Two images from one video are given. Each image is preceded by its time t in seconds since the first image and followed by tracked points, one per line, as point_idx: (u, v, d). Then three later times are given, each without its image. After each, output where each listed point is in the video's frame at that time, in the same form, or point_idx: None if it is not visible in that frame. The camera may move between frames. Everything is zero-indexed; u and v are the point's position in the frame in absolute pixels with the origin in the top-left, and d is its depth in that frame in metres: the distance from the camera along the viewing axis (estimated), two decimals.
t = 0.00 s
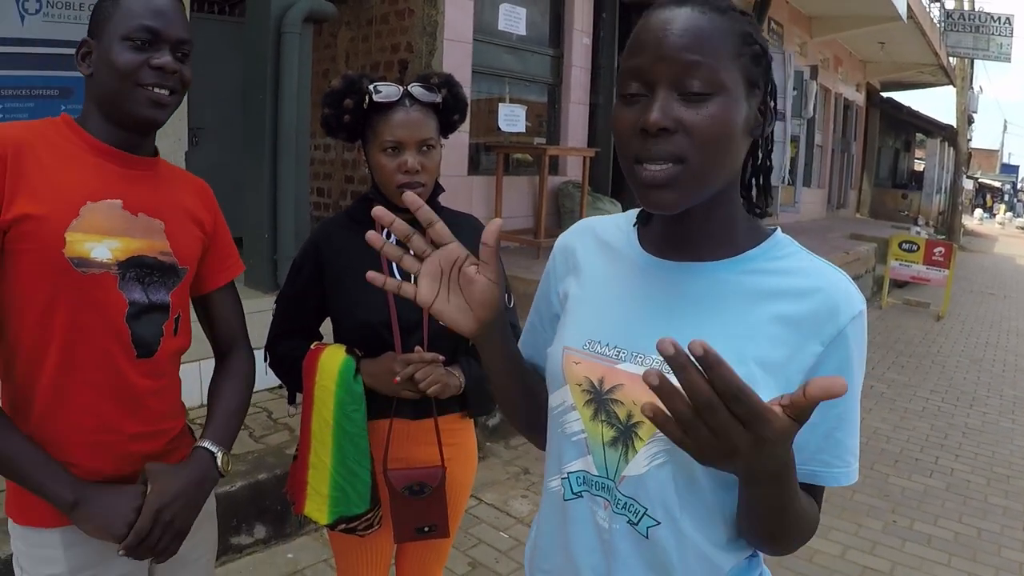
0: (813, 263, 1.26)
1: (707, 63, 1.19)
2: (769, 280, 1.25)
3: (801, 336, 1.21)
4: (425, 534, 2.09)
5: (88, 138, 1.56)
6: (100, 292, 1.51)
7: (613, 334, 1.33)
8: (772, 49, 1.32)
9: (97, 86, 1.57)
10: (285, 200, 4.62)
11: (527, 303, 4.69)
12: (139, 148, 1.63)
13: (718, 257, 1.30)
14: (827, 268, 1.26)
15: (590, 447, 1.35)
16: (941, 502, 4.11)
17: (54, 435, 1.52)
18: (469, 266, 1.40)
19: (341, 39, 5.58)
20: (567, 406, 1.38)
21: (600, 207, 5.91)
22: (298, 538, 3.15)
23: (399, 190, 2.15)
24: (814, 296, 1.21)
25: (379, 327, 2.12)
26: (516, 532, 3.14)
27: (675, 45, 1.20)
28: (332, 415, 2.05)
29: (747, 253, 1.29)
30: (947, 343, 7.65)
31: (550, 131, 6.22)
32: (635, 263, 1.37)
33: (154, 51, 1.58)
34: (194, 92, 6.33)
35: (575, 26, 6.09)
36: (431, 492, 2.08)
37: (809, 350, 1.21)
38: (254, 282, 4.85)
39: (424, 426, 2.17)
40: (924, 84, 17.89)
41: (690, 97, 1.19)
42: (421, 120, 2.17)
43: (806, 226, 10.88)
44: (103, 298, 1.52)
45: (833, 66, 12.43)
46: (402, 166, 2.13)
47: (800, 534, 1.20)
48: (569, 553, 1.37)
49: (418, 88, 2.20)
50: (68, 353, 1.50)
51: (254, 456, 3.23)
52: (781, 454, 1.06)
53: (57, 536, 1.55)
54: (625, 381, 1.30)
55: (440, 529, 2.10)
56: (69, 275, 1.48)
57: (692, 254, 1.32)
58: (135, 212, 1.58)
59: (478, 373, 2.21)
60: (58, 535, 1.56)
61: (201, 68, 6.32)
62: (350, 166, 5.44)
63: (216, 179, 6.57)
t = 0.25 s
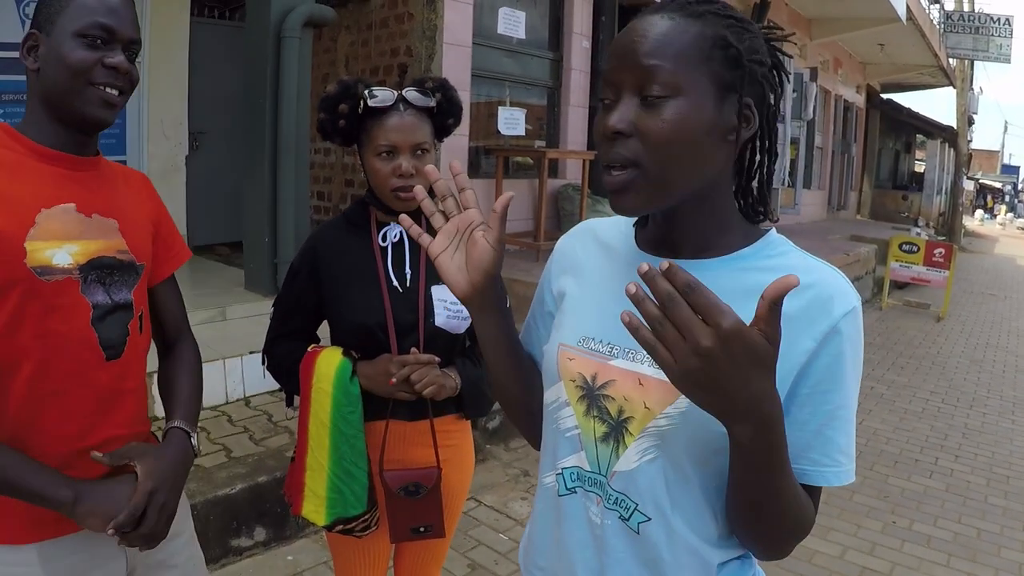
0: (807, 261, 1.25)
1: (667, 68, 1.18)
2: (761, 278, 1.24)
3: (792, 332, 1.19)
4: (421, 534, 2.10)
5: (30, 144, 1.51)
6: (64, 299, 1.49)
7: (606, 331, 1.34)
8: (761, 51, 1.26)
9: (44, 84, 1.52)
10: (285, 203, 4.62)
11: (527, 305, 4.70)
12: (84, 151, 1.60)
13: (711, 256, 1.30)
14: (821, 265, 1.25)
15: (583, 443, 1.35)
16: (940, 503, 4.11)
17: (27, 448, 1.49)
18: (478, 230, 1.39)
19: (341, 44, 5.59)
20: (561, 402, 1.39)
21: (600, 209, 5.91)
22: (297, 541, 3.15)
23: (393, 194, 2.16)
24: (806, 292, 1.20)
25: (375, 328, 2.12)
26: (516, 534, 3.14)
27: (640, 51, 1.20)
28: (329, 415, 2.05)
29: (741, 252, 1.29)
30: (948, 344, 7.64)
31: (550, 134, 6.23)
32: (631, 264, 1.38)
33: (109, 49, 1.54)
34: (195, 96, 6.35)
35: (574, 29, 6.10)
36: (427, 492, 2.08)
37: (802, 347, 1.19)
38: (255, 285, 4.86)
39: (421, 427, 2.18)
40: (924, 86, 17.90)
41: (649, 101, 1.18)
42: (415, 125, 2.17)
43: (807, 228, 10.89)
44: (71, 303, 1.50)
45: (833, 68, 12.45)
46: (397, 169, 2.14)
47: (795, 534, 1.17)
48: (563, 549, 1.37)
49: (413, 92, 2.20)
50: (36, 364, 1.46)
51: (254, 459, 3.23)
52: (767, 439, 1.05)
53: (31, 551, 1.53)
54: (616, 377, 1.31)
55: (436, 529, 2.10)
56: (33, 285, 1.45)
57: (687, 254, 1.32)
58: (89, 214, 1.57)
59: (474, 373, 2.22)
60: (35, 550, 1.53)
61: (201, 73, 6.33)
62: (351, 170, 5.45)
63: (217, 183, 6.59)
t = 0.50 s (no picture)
0: (825, 265, 1.24)
1: (659, 71, 1.16)
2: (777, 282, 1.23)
3: (808, 338, 1.18)
4: (431, 536, 2.10)
5: None
6: (38, 312, 1.46)
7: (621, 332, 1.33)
8: (764, 50, 1.22)
9: None
10: (298, 204, 4.64)
11: (539, 308, 4.70)
12: (50, 156, 1.54)
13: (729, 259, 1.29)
14: (838, 270, 1.23)
15: (595, 444, 1.35)
16: (953, 510, 4.07)
17: (9, 467, 1.46)
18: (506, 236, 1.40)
19: (356, 46, 5.61)
20: (575, 403, 1.38)
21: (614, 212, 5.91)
22: (309, 541, 3.15)
23: (406, 196, 2.16)
24: (822, 297, 1.19)
25: (387, 330, 2.12)
26: (527, 536, 3.14)
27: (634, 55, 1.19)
28: (340, 415, 2.06)
29: (757, 255, 1.27)
30: (962, 350, 7.58)
31: (564, 137, 6.23)
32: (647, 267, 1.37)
33: (59, 56, 1.49)
34: (211, 97, 6.39)
35: (589, 32, 6.10)
36: (437, 494, 2.08)
37: (817, 352, 1.18)
38: (269, 285, 4.88)
39: (432, 429, 2.18)
40: (940, 90, 17.80)
41: (643, 105, 1.17)
42: (427, 126, 2.17)
43: (822, 233, 10.85)
44: (45, 317, 1.47)
45: (848, 72, 12.40)
46: (410, 171, 2.14)
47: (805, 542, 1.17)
48: (575, 550, 1.37)
49: (426, 94, 2.21)
50: (11, 380, 1.42)
51: (266, 458, 3.24)
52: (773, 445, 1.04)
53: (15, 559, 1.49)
54: (629, 379, 1.30)
55: (446, 531, 2.10)
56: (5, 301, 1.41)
57: (702, 257, 1.31)
58: (56, 224, 1.53)
59: (485, 374, 2.21)
60: (18, 559, 1.50)
61: (217, 74, 6.38)
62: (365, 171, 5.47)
63: (231, 184, 6.63)
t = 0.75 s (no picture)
0: (839, 269, 1.21)
1: (711, 70, 1.16)
2: (789, 287, 1.21)
3: (820, 344, 1.16)
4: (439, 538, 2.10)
5: None
6: (28, 303, 1.46)
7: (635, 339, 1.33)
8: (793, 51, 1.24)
9: None
10: (311, 203, 4.64)
11: (550, 309, 4.69)
12: (47, 149, 1.54)
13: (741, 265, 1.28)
14: (853, 274, 1.20)
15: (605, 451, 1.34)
16: (963, 517, 4.04)
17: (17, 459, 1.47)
18: (442, 290, 1.39)
19: (369, 46, 5.62)
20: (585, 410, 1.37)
21: (626, 215, 5.89)
22: (317, 540, 3.15)
23: (419, 196, 2.15)
24: (835, 302, 1.17)
25: (398, 330, 2.12)
26: (536, 539, 3.13)
27: (682, 54, 1.17)
28: (349, 416, 2.05)
29: (772, 259, 1.26)
30: (975, 356, 7.53)
31: (577, 138, 6.22)
32: (663, 272, 1.36)
33: (60, 54, 1.49)
34: (225, 96, 6.41)
35: (603, 34, 6.09)
36: (445, 496, 2.08)
37: (830, 358, 1.16)
38: (281, 284, 4.89)
39: (440, 431, 2.17)
40: (954, 95, 17.70)
41: (696, 106, 1.16)
42: (442, 126, 2.17)
43: (834, 237, 10.79)
44: (37, 307, 1.47)
45: (862, 76, 12.35)
46: (422, 171, 2.13)
47: (813, 550, 1.14)
48: (586, 556, 1.37)
49: (440, 94, 2.20)
50: (8, 374, 1.43)
51: (275, 457, 3.24)
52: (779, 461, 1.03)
53: (32, 556, 1.50)
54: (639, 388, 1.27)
55: (455, 533, 2.10)
56: None
57: (717, 262, 1.30)
58: (50, 214, 1.52)
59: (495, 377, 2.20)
60: (36, 556, 1.50)
61: (231, 73, 6.40)
62: (377, 171, 5.47)
63: (243, 182, 6.64)
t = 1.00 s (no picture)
0: (848, 267, 1.21)
1: (746, 67, 1.16)
2: (799, 287, 1.21)
3: (831, 342, 1.16)
4: (447, 538, 2.10)
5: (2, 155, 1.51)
6: (39, 305, 1.48)
7: (647, 341, 1.32)
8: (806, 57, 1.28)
9: (11, 103, 1.49)
10: (319, 204, 4.65)
11: (558, 310, 4.69)
12: (63, 151, 1.56)
13: (752, 266, 1.27)
14: (862, 272, 1.20)
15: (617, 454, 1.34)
16: (972, 520, 4.02)
17: (36, 457, 1.51)
18: (452, 296, 1.42)
19: (379, 47, 5.63)
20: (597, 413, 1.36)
21: (635, 216, 5.88)
22: (324, 540, 3.16)
23: (428, 197, 2.15)
24: (845, 301, 1.17)
25: (407, 330, 2.12)
26: (544, 539, 3.13)
27: (712, 51, 1.17)
28: (358, 417, 2.05)
29: (780, 259, 1.26)
30: (984, 358, 7.49)
31: (586, 139, 6.22)
32: (671, 274, 1.36)
33: (74, 64, 1.50)
34: (234, 97, 6.43)
35: (612, 35, 6.08)
36: (454, 496, 2.08)
37: (842, 357, 1.15)
38: (289, 284, 4.90)
39: (449, 432, 2.17)
40: (964, 96, 17.60)
41: (728, 104, 1.17)
42: (452, 127, 2.17)
43: (843, 239, 10.75)
44: (49, 309, 1.49)
45: (872, 77, 12.29)
46: (431, 172, 2.13)
47: (831, 546, 1.14)
48: (596, 558, 1.37)
49: (450, 95, 2.20)
50: (23, 374, 1.48)
51: (284, 457, 3.25)
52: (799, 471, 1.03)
53: (49, 550, 1.56)
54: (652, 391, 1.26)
55: (463, 533, 2.10)
56: (7, 293, 1.45)
57: (727, 264, 1.29)
58: (62, 217, 1.55)
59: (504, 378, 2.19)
60: (51, 549, 1.56)
61: (241, 74, 6.42)
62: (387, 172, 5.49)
63: (252, 183, 6.66)
